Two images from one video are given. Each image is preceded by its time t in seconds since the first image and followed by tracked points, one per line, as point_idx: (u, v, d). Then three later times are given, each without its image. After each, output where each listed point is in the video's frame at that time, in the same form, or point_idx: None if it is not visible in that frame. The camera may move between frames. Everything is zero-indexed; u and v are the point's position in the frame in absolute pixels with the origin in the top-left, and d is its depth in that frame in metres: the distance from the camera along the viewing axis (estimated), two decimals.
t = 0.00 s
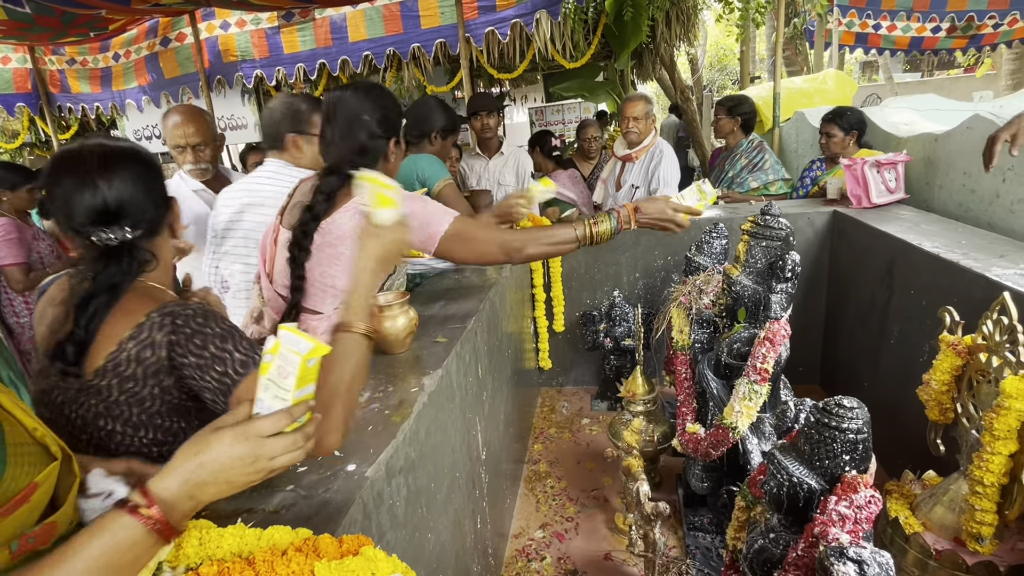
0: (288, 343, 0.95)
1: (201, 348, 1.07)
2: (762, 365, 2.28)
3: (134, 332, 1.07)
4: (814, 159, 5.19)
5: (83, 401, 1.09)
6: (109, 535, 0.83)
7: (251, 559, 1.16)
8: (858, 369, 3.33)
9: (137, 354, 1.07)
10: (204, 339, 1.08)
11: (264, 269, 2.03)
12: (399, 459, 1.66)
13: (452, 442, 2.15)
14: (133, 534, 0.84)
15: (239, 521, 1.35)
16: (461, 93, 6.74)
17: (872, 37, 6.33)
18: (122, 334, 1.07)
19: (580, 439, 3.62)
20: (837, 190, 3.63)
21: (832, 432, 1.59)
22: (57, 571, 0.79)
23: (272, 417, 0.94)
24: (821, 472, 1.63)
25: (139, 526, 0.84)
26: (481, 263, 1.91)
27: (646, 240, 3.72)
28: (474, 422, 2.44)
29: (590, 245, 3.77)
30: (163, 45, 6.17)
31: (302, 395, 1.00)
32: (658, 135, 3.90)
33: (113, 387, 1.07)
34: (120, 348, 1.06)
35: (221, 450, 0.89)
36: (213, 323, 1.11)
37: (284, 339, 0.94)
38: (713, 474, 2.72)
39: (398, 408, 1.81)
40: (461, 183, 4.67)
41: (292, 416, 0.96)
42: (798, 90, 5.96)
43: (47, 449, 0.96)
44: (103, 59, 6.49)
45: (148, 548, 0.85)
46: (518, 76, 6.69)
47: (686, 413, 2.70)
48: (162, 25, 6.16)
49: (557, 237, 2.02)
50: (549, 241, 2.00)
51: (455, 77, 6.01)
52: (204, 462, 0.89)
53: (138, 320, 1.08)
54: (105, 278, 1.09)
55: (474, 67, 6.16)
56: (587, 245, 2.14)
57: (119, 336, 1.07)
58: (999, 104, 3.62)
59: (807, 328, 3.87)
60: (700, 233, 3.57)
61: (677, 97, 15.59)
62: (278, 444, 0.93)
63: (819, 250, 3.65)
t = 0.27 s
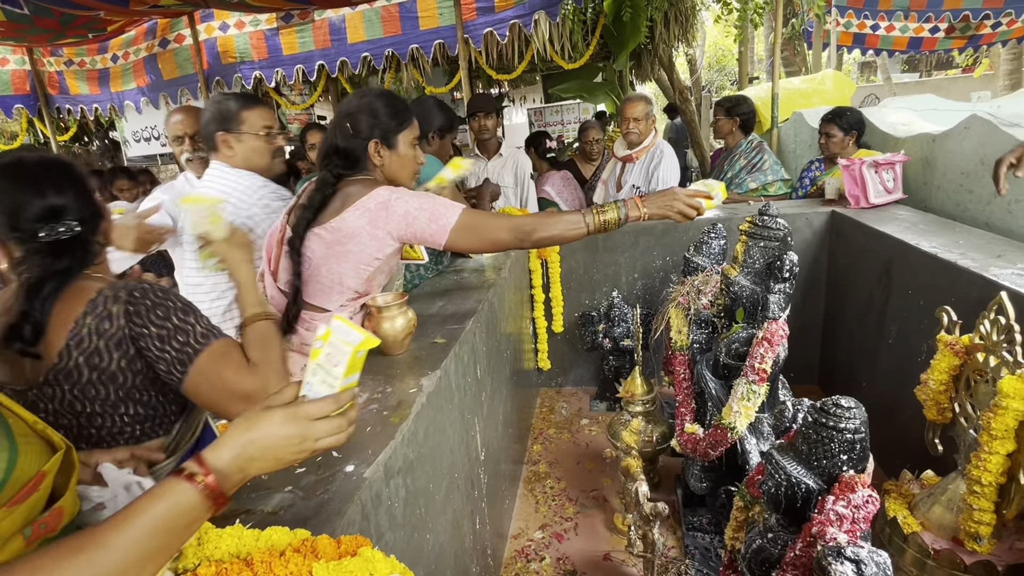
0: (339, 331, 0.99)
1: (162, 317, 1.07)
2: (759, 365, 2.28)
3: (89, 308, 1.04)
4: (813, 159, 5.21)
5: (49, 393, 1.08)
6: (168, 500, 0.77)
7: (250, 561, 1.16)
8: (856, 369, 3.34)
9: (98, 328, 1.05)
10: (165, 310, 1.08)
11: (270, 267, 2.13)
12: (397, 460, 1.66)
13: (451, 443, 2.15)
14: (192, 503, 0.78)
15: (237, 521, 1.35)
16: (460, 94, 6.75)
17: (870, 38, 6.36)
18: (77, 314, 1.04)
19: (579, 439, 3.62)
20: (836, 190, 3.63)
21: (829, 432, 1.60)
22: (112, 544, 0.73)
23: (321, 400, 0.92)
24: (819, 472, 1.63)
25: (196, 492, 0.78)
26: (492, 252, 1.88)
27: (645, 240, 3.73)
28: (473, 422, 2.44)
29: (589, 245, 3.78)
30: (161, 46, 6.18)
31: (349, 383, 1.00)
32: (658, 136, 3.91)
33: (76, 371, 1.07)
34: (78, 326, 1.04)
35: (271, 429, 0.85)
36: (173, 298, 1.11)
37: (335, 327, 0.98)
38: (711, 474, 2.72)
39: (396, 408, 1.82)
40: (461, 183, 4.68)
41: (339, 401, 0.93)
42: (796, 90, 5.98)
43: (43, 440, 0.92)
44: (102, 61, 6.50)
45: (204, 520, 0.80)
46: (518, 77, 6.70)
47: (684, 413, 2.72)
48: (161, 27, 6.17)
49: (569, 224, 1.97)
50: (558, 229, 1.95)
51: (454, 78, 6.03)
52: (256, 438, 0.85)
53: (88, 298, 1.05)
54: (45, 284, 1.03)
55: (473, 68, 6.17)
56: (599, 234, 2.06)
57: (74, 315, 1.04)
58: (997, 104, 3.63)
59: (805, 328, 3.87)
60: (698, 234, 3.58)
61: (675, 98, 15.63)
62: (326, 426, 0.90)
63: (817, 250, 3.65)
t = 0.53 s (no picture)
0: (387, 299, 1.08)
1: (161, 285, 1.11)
2: (758, 367, 2.29)
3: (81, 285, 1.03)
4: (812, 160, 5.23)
5: (49, 377, 1.02)
6: (241, 448, 0.76)
7: (249, 564, 1.16)
8: (855, 370, 3.34)
9: (95, 302, 1.03)
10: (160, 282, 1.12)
11: (278, 267, 2.10)
12: (397, 463, 1.66)
13: (450, 446, 2.15)
14: (263, 454, 0.77)
15: (238, 526, 1.35)
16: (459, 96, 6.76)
17: (867, 39, 6.37)
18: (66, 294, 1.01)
19: (579, 441, 3.62)
20: (834, 191, 3.64)
21: (827, 434, 1.60)
22: (187, 493, 0.70)
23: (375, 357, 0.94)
24: (817, 474, 1.64)
25: (268, 440, 0.77)
26: (505, 245, 1.97)
27: (644, 242, 3.74)
28: (473, 425, 2.44)
29: (589, 248, 3.79)
30: (161, 50, 6.19)
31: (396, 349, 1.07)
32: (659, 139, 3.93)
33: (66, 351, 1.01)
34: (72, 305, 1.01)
35: (335, 387, 0.87)
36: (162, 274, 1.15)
37: (383, 297, 1.08)
38: (710, 476, 2.72)
39: (397, 412, 1.82)
40: (461, 186, 4.69)
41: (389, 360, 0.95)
42: (794, 91, 5.99)
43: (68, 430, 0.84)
44: (101, 64, 6.50)
45: (273, 470, 0.79)
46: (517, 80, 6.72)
47: (683, 415, 2.73)
48: (160, 30, 6.18)
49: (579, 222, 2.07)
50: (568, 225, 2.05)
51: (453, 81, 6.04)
52: (319, 395, 0.86)
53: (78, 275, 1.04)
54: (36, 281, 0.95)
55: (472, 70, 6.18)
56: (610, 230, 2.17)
57: (64, 295, 1.01)
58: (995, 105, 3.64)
59: (803, 329, 3.88)
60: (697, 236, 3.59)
61: (674, 99, 15.65)
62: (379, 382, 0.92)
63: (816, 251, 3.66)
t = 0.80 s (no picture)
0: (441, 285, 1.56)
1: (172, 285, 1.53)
2: (756, 367, 2.29)
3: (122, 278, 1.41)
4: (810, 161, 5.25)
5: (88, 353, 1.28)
6: (311, 431, 0.79)
7: (243, 569, 1.16)
8: (853, 370, 3.34)
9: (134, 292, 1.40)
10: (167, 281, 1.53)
11: (286, 266, 2.13)
12: (395, 466, 1.67)
13: (449, 448, 2.15)
14: (330, 429, 0.80)
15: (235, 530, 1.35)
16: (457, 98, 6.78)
17: (863, 39, 6.41)
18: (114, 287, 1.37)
19: (578, 442, 3.62)
20: (832, 193, 3.66)
21: (823, 435, 1.60)
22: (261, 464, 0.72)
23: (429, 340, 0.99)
24: (814, 475, 1.63)
25: (334, 422, 0.81)
26: (512, 244, 2.11)
27: (642, 243, 3.74)
28: (471, 426, 2.45)
29: (587, 249, 3.79)
30: (159, 52, 6.20)
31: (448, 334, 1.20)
32: (659, 140, 3.95)
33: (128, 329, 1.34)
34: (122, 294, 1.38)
35: (393, 370, 0.91)
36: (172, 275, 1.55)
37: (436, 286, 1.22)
38: (708, 477, 2.72)
39: (395, 414, 1.83)
40: (461, 187, 4.65)
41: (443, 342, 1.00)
42: (792, 92, 6.01)
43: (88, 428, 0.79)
44: (99, 67, 6.51)
45: (342, 448, 0.81)
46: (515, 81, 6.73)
47: (682, 416, 2.73)
48: (158, 33, 6.18)
49: (583, 224, 2.21)
50: (572, 227, 2.17)
51: (451, 83, 6.07)
52: (380, 379, 0.89)
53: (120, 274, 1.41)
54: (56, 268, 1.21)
55: (470, 72, 6.21)
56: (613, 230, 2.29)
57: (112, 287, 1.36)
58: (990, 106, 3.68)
59: (801, 330, 3.89)
60: (694, 237, 3.59)
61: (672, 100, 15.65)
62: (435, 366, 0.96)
63: (814, 251, 3.67)
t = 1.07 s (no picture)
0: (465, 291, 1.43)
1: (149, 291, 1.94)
2: (750, 366, 2.29)
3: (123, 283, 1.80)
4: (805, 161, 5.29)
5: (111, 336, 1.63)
6: (328, 450, 0.85)
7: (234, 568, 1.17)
8: (849, 369, 3.35)
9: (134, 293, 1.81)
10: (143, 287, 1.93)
11: (282, 262, 2.12)
12: (389, 465, 1.67)
13: (443, 447, 2.16)
14: (343, 452, 0.86)
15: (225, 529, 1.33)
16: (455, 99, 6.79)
17: (859, 40, 6.42)
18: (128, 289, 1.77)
19: (574, 442, 3.62)
20: (827, 192, 3.68)
21: (815, 432, 1.60)
22: (271, 485, 0.76)
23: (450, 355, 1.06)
24: (807, 473, 1.63)
25: (351, 441, 0.87)
26: (506, 247, 2.12)
27: (638, 243, 3.75)
28: (466, 426, 2.45)
29: (583, 249, 3.80)
30: (155, 53, 6.20)
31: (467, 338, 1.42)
32: (656, 140, 3.97)
33: (136, 314, 1.60)
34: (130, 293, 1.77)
35: (412, 388, 0.99)
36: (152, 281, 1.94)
37: (456, 295, 1.45)
38: (703, 475, 2.72)
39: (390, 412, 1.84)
40: (457, 187, 4.67)
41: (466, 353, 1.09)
42: (788, 92, 6.03)
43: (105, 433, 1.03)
44: (96, 68, 6.52)
45: (354, 469, 0.87)
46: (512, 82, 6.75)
47: (678, 415, 2.73)
48: (155, 34, 6.18)
49: (577, 225, 2.22)
50: (567, 228, 2.19)
51: (448, 84, 6.08)
52: (398, 396, 0.98)
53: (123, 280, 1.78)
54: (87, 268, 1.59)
55: (467, 73, 6.23)
56: (608, 234, 2.31)
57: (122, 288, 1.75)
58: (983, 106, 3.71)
59: (797, 329, 3.89)
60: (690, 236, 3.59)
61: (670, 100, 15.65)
62: (456, 381, 1.04)
63: (809, 250, 3.68)
